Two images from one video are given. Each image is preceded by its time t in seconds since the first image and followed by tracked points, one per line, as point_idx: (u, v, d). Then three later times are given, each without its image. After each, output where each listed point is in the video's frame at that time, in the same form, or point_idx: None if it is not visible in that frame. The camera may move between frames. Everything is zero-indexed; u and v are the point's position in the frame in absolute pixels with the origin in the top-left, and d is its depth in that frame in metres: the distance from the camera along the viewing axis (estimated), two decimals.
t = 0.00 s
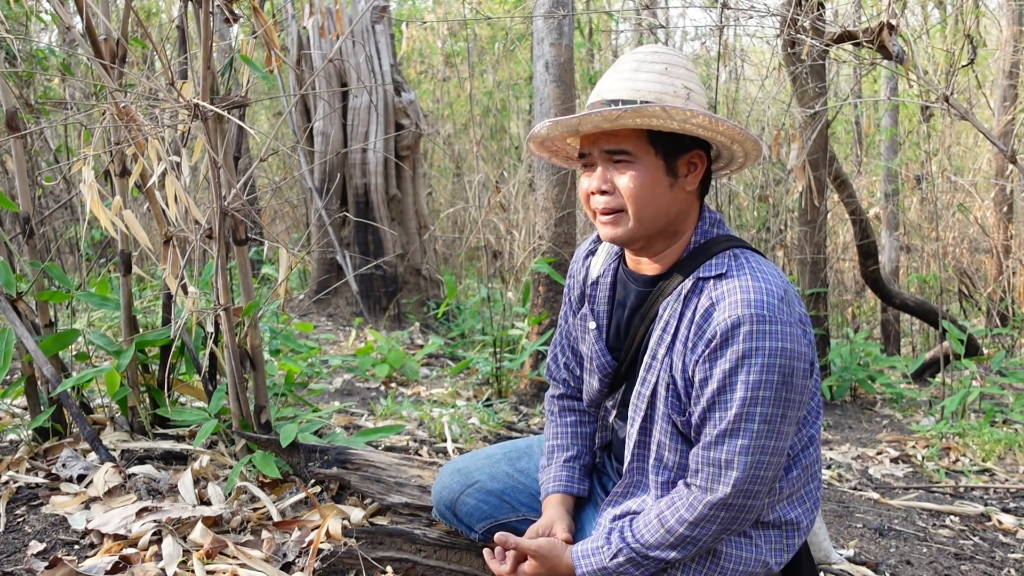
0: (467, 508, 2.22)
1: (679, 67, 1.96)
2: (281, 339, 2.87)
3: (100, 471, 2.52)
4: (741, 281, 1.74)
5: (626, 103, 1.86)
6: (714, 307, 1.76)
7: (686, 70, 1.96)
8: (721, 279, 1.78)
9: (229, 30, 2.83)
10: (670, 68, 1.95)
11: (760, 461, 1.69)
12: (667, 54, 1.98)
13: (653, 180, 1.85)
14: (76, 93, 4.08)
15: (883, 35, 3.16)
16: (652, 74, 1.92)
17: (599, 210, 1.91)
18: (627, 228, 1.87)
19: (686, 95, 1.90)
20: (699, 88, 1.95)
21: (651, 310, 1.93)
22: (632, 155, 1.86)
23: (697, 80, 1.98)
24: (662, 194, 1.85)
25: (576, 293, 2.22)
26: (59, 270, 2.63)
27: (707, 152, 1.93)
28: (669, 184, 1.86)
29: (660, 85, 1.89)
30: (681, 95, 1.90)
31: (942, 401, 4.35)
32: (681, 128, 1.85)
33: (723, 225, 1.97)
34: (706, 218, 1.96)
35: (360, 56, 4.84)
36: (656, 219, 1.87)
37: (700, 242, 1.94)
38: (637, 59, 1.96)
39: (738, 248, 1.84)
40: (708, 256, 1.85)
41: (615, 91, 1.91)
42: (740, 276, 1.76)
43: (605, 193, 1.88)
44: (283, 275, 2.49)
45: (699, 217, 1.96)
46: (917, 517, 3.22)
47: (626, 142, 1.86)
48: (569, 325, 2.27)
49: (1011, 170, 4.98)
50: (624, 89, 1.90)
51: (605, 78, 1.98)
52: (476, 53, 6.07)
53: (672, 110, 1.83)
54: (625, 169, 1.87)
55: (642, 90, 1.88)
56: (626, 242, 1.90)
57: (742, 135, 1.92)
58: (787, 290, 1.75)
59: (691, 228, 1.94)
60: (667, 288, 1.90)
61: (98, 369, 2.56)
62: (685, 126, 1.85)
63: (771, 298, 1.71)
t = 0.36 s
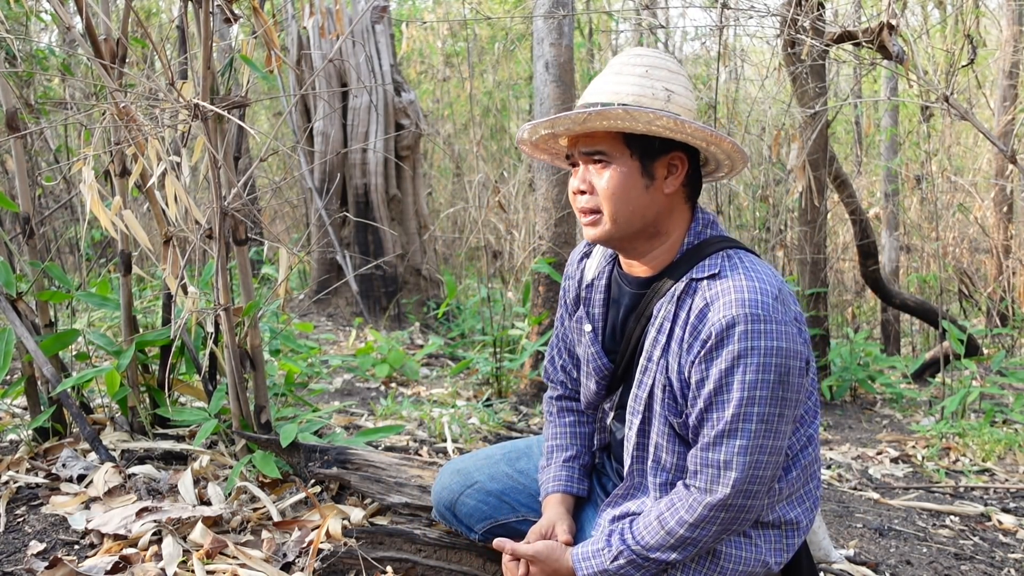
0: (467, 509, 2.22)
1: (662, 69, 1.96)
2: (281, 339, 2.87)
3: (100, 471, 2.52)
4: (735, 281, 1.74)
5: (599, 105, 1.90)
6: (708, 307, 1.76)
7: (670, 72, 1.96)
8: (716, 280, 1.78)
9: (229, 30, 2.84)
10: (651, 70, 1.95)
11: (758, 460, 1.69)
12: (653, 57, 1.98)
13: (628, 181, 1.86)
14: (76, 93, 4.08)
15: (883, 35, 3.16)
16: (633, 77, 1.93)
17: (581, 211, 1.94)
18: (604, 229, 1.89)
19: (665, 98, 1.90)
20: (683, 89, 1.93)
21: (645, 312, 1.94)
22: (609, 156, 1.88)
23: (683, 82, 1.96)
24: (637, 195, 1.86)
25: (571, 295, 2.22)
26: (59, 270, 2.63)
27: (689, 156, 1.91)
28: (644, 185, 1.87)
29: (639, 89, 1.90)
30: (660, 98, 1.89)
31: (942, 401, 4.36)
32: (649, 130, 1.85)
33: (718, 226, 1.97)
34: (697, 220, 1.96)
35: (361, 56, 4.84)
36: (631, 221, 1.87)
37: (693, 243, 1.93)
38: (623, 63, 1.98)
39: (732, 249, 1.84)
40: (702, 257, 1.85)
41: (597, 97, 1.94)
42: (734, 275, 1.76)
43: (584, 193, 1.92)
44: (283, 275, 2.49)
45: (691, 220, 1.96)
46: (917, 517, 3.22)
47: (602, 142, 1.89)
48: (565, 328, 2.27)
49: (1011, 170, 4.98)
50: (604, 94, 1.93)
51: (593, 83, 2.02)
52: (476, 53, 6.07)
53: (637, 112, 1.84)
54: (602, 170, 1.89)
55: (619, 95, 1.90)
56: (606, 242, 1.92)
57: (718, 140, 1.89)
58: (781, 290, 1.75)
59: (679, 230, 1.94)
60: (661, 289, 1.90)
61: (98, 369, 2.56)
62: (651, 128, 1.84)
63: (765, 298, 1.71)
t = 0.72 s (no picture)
0: (467, 509, 2.22)
1: (658, 70, 1.96)
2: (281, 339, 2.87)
3: (100, 471, 2.52)
4: (730, 280, 1.74)
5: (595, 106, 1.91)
6: (704, 306, 1.75)
7: (666, 73, 1.96)
8: (711, 278, 1.78)
9: (229, 30, 2.83)
10: (647, 71, 1.95)
11: (754, 459, 1.68)
12: (649, 60, 1.98)
13: (625, 181, 1.86)
14: (75, 93, 4.08)
15: (883, 35, 3.16)
16: (630, 78, 1.94)
17: (578, 212, 1.94)
18: (601, 230, 1.89)
19: (662, 99, 1.90)
20: (679, 91, 1.94)
21: (642, 311, 1.93)
22: (605, 157, 1.88)
23: (680, 83, 1.96)
24: (634, 196, 1.86)
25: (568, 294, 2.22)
26: (59, 270, 2.63)
27: (685, 156, 1.91)
28: (641, 186, 1.87)
29: (635, 90, 1.90)
30: (657, 99, 1.90)
31: (943, 401, 4.35)
32: (644, 130, 1.85)
33: (715, 226, 1.97)
34: (695, 220, 1.95)
35: (360, 56, 4.84)
36: (628, 221, 1.87)
37: (689, 243, 1.93)
38: (619, 65, 1.98)
39: (728, 248, 1.84)
40: (699, 257, 1.85)
41: (593, 98, 1.95)
42: (730, 274, 1.76)
43: (581, 194, 1.91)
44: (283, 274, 2.49)
45: (688, 220, 1.96)
46: (917, 517, 3.22)
47: (598, 143, 1.89)
48: (563, 327, 2.27)
49: (1011, 169, 4.98)
50: (600, 95, 1.93)
51: (590, 85, 2.02)
52: (476, 53, 6.07)
53: (632, 112, 1.85)
54: (599, 171, 1.89)
55: (615, 95, 1.90)
56: (604, 243, 1.91)
57: (713, 140, 1.89)
58: (776, 288, 1.75)
59: (676, 231, 1.94)
60: (658, 288, 1.90)
61: (98, 369, 2.56)
62: (646, 128, 1.84)
63: (760, 297, 1.70)
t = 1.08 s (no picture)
0: (467, 509, 2.22)
1: (658, 71, 1.96)
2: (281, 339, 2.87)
3: (100, 471, 2.52)
4: (729, 281, 1.74)
5: (595, 106, 1.91)
6: (702, 307, 1.75)
7: (666, 74, 1.96)
8: (709, 279, 1.78)
9: (229, 30, 2.83)
10: (648, 72, 1.95)
11: (754, 461, 1.69)
12: (650, 61, 1.98)
13: (625, 182, 1.86)
14: (76, 93, 4.08)
15: (883, 35, 3.16)
16: (630, 79, 1.94)
17: (579, 213, 1.94)
18: (601, 231, 1.89)
19: (662, 100, 1.90)
20: (679, 92, 1.94)
21: (641, 312, 1.93)
22: (605, 158, 1.88)
23: (680, 84, 1.96)
24: (633, 197, 1.86)
25: (567, 294, 2.22)
26: (59, 270, 2.63)
27: (685, 156, 1.91)
28: (641, 187, 1.87)
29: (635, 91, 1.90)
30: (657, 100, 1.90)
31: (943, 401, 4.36)
32: (644, 131, 1.85)
33: (715, 227, 1.97)
34: (694, 221, 1.96)
35: (360, 56, 4.84)
36: (628, 222, 1.87)
37: (688, 243, 1.93)
38: (620, 66, 1.98)
39: (727, 249, 1.84)
40: (697, 258, 1.85)
41: (593, 99, 1.95)
42: (728, 275, 1.76)
43: (581, 195, 1.92)
44: (283, 275, 2.49)
45: (688, 220, 1.96)
46: (917, 517, 3.22)
47: (599, 144, 1.89)
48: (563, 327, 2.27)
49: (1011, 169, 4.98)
50: (601, 95, 1.93)
51: (590, 86, 2.02)
52: (476, 53, 6.07)
53: (632, 112, 1.84)
54: (599, 172, 1.89)
55: (615, 96, 1.90)
56: (604, 244, 1.91)
57: (713, 140, 1.89)
58: (774, 289, 1.75)
59: (676, 231, 1.94)
60: (657, 288, 1.90)
61: (98, 369, 2.56)
62: (645, 128, 1.84)
63: (758, 298, 1.71)
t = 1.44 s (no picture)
0: (467, 509, 2.22)
1: (658, 70, 1.96)
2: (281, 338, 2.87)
3: (100, 471, 2.52)
4: (729, 281, 1.74)
5: (594, 106, 1.91)
6: (702, 307, 1.75)
7: (666, 73, 1.96)
8: (710, 279, 1.78)
9: (229, 29, 2.83)
10: (647, 71, 1.95)
11: (754, 462, 1.69)
12: (650, 61, 1.98)
13: (624, 181, 1.86)
14: (75, 93, 4.08)
15: (883, 35, 3.16)
16: (630, 79, 1.94)
17: (580, 213, 1.94)
18: (602, 230, 1.89)
19: (661, 100, 1.90)
20: (679, 91, 1.93)
21: (641, 311, 1.93)
22: (605, 157, 1.89)
23: (679, 83, 1.96)
24: (633, 196, 1.86)
25: (569, 293, 2.22)
26: (59, 270, 2.63)
27: (684, 156, 1.91)
28: (640, 186, 1.87)
29: (634, 90, 1.90)
30: (656, 99, 1.89)
31: (943, 401, 4.35)
32: (643, 130, 1.85)
33: (716, 227, 1.97)
34: (694, 221, 1.96)
35: (360, 56, 4.84)
36: (628, 221, 1.87)
37: (689, 244, 1.94)
38: (620, 66, 1.98)
39: (727, 249, 1.84)
40: (697, 258, 1.85)
41: (593, 98, 1.94)
42: (728, 275, 1.76)
43: (582, 195, 1.92)
44: (283, 275, 2.49)
45: (688, 220, 1.96)
46: (917, 517, 3.22)
47: (598, 144, 1.89)
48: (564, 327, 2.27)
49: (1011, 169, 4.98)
50: (600, 95, 1.93)
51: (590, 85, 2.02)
52: (476, 53, 6.07)
53: (630, 112, 1.84)
54: (599, 172, 1.89)
55: (615, 96, 1.90)
56: (605, 243, 1.91)
57: (711, 139, 1.88)
58: (775, 290, 1.75)
59: (676, 231, 1.94)
60: (657, 288, 1.90)
61: (98, 369, 2.56)
62: (644, 128, 1.84)
63: (759, 299, 1.71)
